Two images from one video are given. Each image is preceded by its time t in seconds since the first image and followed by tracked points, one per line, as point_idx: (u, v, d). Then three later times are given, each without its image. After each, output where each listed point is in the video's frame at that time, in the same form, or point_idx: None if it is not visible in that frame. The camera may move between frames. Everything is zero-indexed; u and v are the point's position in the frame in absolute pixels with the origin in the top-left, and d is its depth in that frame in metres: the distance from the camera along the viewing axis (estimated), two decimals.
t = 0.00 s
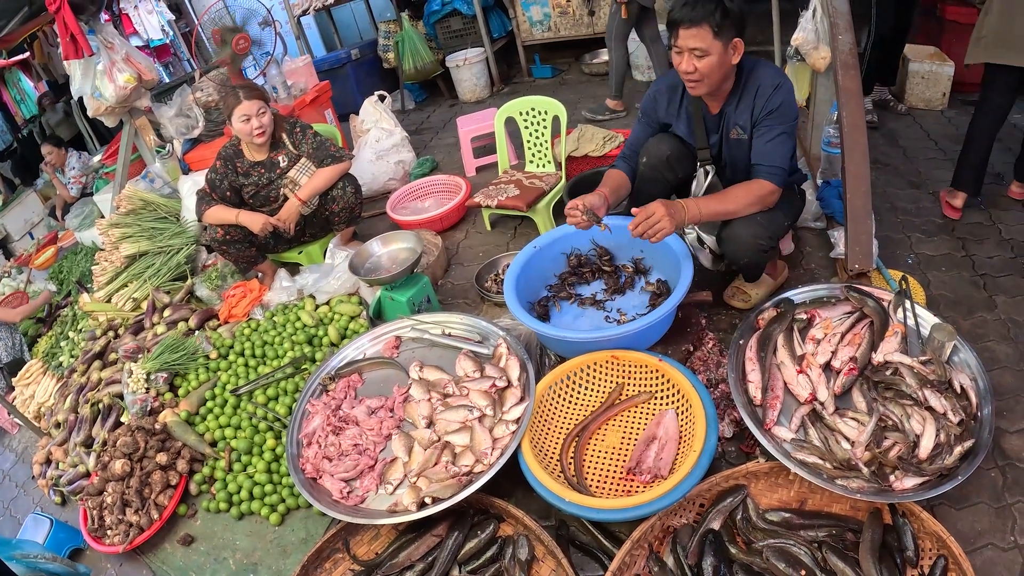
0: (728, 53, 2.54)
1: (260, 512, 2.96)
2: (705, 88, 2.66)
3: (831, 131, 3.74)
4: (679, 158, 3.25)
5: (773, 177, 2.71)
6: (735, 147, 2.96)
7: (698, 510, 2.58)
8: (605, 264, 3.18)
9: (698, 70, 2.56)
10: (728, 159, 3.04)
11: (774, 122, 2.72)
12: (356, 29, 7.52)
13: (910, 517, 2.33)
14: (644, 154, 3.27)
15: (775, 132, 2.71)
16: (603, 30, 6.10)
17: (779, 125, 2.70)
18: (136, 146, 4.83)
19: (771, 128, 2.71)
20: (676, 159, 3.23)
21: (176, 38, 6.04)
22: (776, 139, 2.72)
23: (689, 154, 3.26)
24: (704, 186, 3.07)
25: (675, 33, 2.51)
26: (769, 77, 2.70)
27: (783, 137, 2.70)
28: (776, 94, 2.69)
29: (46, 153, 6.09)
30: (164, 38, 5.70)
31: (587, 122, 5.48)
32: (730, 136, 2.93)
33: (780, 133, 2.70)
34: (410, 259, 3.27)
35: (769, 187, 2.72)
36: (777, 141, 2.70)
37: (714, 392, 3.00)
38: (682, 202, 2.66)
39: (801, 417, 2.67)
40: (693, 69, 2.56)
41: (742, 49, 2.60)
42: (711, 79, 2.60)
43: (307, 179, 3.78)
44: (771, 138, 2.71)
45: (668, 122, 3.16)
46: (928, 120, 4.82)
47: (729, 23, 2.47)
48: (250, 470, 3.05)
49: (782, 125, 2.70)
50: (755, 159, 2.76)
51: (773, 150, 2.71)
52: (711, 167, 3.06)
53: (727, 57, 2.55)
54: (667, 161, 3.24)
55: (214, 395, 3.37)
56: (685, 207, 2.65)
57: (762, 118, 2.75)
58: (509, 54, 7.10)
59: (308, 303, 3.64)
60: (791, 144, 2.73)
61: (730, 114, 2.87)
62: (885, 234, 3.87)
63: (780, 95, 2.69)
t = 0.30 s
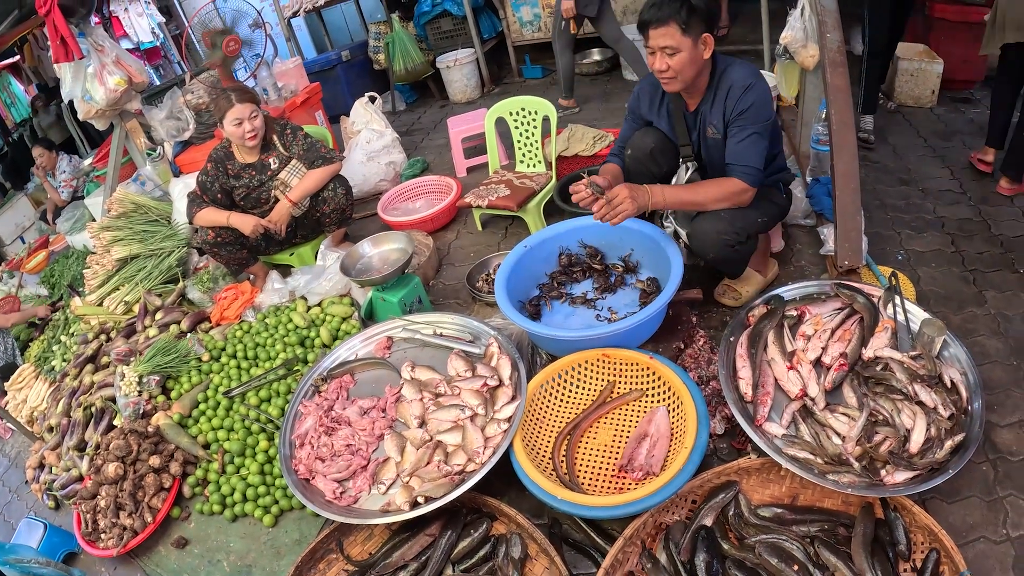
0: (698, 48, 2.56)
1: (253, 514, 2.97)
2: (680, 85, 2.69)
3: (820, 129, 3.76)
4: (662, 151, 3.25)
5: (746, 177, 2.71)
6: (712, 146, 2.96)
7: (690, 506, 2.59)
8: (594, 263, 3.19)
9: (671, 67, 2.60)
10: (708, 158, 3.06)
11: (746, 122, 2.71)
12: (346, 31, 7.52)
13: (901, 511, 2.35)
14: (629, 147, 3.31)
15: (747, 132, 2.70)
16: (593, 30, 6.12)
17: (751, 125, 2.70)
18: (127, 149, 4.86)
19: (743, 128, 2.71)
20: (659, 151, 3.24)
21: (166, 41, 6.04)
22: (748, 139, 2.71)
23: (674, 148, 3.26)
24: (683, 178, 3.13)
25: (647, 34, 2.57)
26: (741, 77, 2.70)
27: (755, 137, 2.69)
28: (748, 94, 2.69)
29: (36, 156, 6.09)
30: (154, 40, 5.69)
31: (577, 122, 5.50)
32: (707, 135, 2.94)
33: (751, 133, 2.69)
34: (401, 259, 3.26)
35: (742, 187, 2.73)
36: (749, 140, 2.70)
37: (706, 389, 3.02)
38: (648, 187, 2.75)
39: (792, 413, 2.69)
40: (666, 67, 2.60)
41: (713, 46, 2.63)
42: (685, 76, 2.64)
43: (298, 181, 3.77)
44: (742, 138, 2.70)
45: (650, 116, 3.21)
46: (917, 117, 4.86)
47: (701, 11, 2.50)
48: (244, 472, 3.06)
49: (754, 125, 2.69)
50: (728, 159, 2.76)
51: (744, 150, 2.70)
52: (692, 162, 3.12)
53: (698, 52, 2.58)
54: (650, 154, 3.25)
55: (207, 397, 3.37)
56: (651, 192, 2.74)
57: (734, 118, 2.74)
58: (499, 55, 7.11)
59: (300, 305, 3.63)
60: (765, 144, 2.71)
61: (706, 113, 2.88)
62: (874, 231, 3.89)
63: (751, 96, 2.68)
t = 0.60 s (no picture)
0: (643, 51, 2.61)
1: (244, 518, 2.98)
2: (637, 91, 2.76)
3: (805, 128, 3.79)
4: (640, 147, 3.33)
5: (715, 175, 2.69)
6: (684, 148, 2.98)
7: (679, 505, 2.60)
8: (580, 264, 3.20)
9: (621, 76, 2.67)
10: (683, 160, 3.09)
11: (710, 120, 2.72)
12: (334, 34, 7.53)
13: (890, 507, 2.37)
14: (608, 146, 3.38)
15: (713, 128, 2.69)
16: (581, 31, 6.16)
17: (716, 123, 2.69)
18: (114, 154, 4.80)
19: (708, 127, 2.71)
20: (637, 147, 3.31)
21: (154, 46, 6.04)
22: (714, 137, 2.71)
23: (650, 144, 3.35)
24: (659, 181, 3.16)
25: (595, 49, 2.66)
26: (702, 76, 2.74)
27: (721, 135, 2.68)
28: (709, 92, 2.71)
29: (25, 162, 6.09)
30: (142, 45, 5.70)
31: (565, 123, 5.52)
32: (678, 138, 2.96)
33: (717, 131, 2.69)
34: (388, 262, 3.28)
35: (713, 186, 2.71)
36: (714, 138, 2.69)
37: (693, 388, 3.03)
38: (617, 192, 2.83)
39: (779, 411, 2.71)
40: (619, 76, 2.68)
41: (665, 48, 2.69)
42: (637, 82, 2.71)
43: (285, 185, 3.76)
44: (708, 137, 2.70)
45: (624, 116, 3.31)
46: (902, 115, 4.90)
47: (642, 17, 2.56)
48: (233, 477, 3.06)
49: (718, 123, 2.69)
50: (697, 159, 2.75)
51: (712, 147, 2.70)
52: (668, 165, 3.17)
53: (646, 55, 2.63)
54: (628, 151, 3.33)
55: (197, 402, 3.37)
56: (619, 197, 2.82)
57: (700, 118, 2.76)
58: (487, 57, 7.13)
59: (288, 309, 3.65)
60: (733, 142, 2.70)
61: (674, 116, 2.92)
62: (861, 229, 3.92)
63: (713, 94, 2.70)
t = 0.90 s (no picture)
0: (598, 58, 2.70)
1: (236, 523, 2.98)
2: (600, 93, 2.91)
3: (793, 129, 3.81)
4: (621, 147, 3.35)
5: (670, 166, 2.70)
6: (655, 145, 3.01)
7: (670, 505, 2.62)
8: (569, 266, 3.21)
9: (583, 79, 2.82)
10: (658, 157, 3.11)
11: (667, 113, 2.73)
12: (323, 38, 7.53)
13: (880, 504, 2.40)
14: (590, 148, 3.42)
15: (669, 120, 2.70)
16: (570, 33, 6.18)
17: (672, 114, 2.70)
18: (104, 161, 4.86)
19: (664, 119, 2.73)
20: (618, 147, 3.33)
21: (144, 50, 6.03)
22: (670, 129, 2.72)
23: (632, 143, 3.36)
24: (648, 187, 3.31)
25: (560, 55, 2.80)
26: (662, 71, 2.78)
27: (676, 126, 2.69)
28: (667, 86, 2.74)
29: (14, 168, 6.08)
30: (132, 49, 5.68)
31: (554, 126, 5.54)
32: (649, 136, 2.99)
33: (672, 122, 2.70)
34: (379, 266, 3.29)
35: (665, 175, 2.73)
36: (670, 130, 2.70)
37: (683, 389, 3.05)
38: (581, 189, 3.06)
39: (768, 410, 2.72)
40: (582, 80, 2.82)
41: (627, 52, 2.75)
42: (596, 86, 2.84)
43: (274, 190, 3.77)
44: (664, 129, 2.72)
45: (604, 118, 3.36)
46: (890, 115, 4.94)
47: (603, 23, 2.65)
48: (225, 482, 3.06)
49: (674, 115, 2.70)
50: (655, 152, 2.77)
51: (667, 139, 2.71)
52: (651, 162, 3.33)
53: (601, 62, 2.71)
54: (610, 151, 3.34)
55: (188, 408, 3.37)
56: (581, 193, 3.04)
57: (659, 112, 2.78)
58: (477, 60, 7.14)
59: (279, 313, 3.65)
60: (690, 133, 2.69)
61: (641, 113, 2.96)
62: (849, 228, 3.95)
63: (671, 87, 2.73)
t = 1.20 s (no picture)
0: (575, 67, 2.75)
1: (229, 530, 3.01)
2: (579, 101, 2.95)
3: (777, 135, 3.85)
4: (601, 150, 3.38)
5: (636, 172, 2.74)
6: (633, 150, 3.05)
7: (655, 510, 2.66)
8: (555, 274, 3.25)
9: (563, 87, 2.87)
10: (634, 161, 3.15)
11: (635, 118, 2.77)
12: (313, 43, 7.54)
13: (863, 508, 2.44)
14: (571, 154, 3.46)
15: (638, 124, 2.73)
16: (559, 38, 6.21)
17: (639, 120, 2.73)
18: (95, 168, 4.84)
19: (633, 125, 2.77)
20: (598, 150, 3.37)
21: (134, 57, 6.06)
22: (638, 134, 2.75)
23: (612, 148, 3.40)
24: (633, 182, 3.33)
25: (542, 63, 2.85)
26: (635, 78, 2.82)
27: (643, 132, 2.72)
28: (636, 93, 2.78)
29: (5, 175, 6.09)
30: (122, 55, 5.70)
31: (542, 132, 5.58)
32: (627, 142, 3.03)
33: (639, 128, 2.73)
34: (368, 274, 3.33)
35: (633, 181, 2.77)
36: (637, 136, 2.74)
37: (669, 394, 3.09)
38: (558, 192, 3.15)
39: (752, 416, 2.76)
40: (561, 88, 2.87)
41: (605, 60, 2.79)
42: (574, 94, 2.88)
43: (264, 199, 3.79)
44: (632, 135, 2.76)
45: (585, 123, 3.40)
46: (876, 119, 4.98)
47: (580, 33, 2.69)
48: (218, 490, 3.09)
49: (641, 120, 2.73)
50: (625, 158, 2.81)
51: (637, 144, 2.74)
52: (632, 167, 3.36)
53: (578, 70, 2.76)
54: (591, 155, 3.38)
55: (180, 416, 3.39)
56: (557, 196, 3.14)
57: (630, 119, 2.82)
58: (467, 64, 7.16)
59: (270, 321, 3.68)
60: (657, 138, 2.72)
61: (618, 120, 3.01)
62: (835, 232, 3.99)
63: (640, 94, 2.76)
